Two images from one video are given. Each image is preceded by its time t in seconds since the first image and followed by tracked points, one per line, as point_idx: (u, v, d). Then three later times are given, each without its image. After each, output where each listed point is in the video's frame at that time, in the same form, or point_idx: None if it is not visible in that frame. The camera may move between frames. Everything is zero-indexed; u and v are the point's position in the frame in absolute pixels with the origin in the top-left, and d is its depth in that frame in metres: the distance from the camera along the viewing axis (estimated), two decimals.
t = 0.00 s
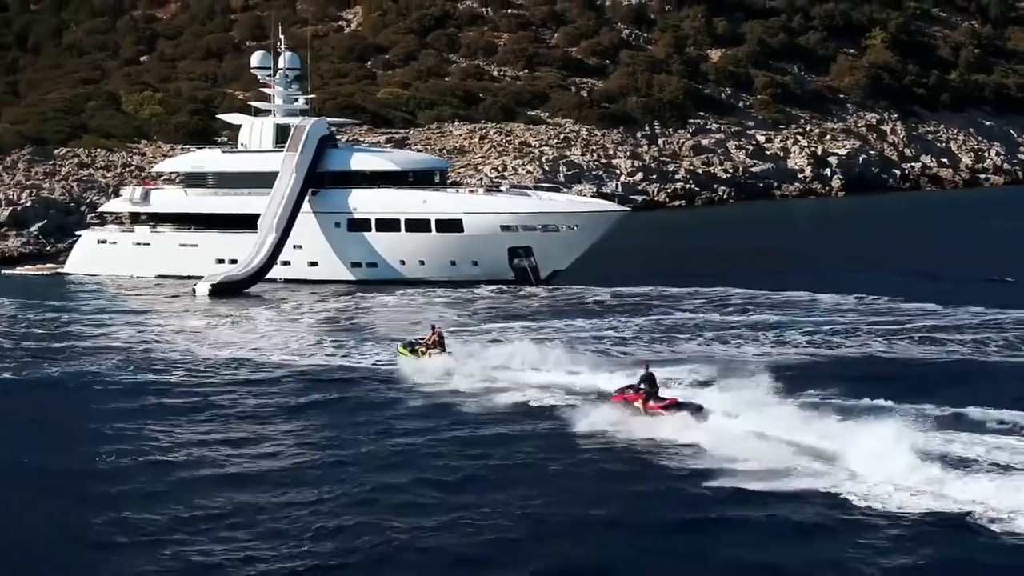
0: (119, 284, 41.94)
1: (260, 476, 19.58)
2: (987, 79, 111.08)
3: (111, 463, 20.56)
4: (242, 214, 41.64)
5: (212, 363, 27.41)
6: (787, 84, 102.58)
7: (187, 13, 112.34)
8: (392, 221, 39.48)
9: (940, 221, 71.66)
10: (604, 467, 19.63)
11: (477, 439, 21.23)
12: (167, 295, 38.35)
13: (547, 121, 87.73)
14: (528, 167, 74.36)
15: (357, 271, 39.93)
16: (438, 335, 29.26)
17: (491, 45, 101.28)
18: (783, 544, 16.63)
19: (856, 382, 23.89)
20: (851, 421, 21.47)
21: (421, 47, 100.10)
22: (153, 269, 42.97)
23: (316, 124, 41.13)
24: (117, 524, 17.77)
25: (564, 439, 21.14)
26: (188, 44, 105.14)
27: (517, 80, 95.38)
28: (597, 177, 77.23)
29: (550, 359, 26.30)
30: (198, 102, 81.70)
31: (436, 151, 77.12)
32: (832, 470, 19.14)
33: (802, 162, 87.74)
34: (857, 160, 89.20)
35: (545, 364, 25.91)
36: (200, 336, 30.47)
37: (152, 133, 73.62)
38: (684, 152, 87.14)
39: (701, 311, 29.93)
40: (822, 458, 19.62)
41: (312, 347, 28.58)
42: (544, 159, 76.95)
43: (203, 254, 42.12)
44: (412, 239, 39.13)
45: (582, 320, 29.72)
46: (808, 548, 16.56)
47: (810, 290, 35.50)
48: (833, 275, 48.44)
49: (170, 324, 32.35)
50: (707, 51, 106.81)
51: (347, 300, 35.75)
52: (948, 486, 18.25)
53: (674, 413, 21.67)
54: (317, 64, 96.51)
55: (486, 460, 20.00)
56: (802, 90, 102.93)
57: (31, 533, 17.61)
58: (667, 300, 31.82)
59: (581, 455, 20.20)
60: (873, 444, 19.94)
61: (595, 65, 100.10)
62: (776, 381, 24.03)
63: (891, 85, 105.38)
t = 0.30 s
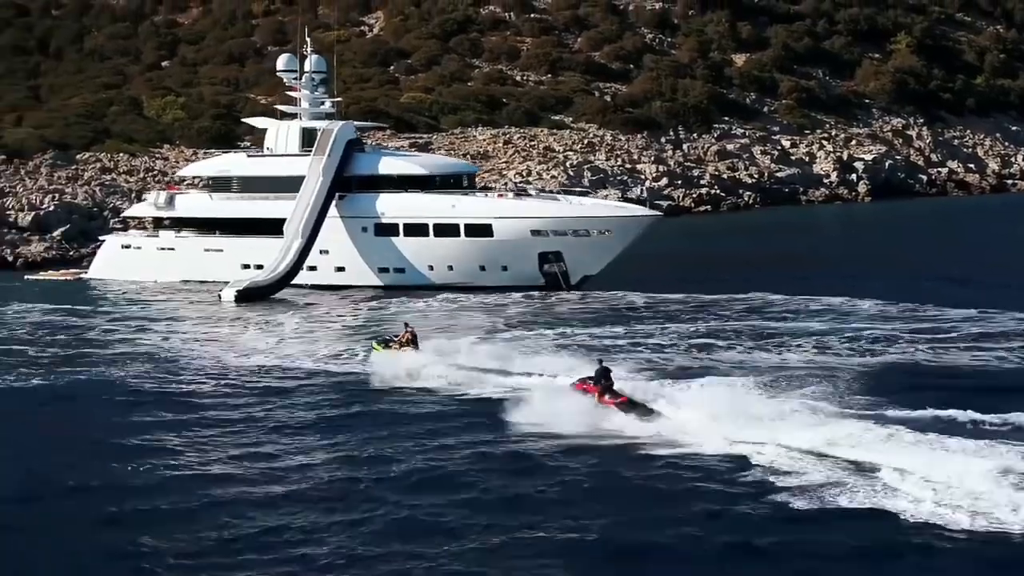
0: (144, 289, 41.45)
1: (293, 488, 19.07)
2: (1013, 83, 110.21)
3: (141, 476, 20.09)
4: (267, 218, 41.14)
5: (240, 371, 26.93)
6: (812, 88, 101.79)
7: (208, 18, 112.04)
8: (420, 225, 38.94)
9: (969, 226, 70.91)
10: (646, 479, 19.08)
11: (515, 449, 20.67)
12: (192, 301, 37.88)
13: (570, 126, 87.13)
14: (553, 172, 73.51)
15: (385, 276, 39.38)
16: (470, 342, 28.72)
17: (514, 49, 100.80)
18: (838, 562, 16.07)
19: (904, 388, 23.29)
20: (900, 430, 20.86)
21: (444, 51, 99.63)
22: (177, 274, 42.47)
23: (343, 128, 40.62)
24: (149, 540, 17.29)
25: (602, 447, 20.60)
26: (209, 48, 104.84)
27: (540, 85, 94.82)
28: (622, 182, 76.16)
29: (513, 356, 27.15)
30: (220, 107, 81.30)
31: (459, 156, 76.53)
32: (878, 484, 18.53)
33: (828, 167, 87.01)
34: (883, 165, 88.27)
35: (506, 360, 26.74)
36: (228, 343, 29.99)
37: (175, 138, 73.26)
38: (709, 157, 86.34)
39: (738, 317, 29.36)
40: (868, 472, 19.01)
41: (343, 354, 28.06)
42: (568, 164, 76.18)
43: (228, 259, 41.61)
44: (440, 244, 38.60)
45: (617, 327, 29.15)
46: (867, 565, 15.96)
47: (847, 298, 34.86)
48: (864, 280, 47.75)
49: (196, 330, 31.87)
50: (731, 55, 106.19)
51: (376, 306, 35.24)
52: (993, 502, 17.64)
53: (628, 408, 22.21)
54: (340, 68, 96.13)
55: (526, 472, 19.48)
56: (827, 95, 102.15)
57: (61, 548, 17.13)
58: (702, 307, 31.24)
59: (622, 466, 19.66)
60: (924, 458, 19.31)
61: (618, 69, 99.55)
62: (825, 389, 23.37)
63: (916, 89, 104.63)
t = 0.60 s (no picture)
0: (170, 296, 40.86)
1: (329, 500, 18.38)
2: None
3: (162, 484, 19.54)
4: (295, 224, 40.44)
5: (270, 380, 26.25)
6: (840, 93, 100.79)
7: (232, 23, 111.48)
8: (451, 231, 38.20)
9: (1000, 232, 69.88)
10: (696, 495, 18.34)
11: (555, 463, 19.97)
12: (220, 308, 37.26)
13: (597, 130, 86.29)
14: (580, 177, 72.53)
15: (414, 282, 38.57)
16: (504, 350, 28.01)
17: (540, 54, 100.03)
18: None
19: (960, 400, 22.45)
20: (960, 442, 20.03)
21: (469, 56, 98.92)
22: (202, 280, 41.82)
23: (372, 132, 39.91)
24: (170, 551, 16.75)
25: (651, 461, 19.85)
26: (232, 53, 104.36)
27: (565, 89, 94.01)
28: (650, 187, 74.92)
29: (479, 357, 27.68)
30: (244, 111, 80.64)
31: (484, 161, 75.69)
32: (943, 498, 17.69)
33: (857, 172, 86.02)
34: (912, 170, 87.13)
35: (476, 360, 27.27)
36: (260, 350, 29.32)
37: (199, 142, 72.61)
38: (737, 162, 85.29)
39: (780, 325, 28.69)
40: (931, 486, 18.17)
41: (373, 361, 27.41)
42: (595, 169, 75.24)
43: (255, 266, 40.94)
44: (471, 250, 37.86)
45: (656, 335, 28.41)
46: None
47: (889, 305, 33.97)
48: (900, 285, 46.81)
49: (225, 338, 31.20)
50: (758, 60, 105.28)
51: (407, 314, 34.56)
52: None
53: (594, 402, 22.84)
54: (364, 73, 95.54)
55: (571, 487, 18.79)
56: (855, 100, 101.15)
57: (80, 558, 16.62)
58: (743, 314, 30.50)
59: (671, 480, 18.94)
60: (990, 471, 18.47)
61: (644, 74, 98.73)
62: (881, 399, 22.59)
63: (945, 94, 103.59)
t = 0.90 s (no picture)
0: (190, 302, 40.16)
1: (359, 521, 17.72)
2: None
3: (162, 487, 19.60)
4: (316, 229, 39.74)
5: (294, 390, 25.53)
6: (863, 97, 99.91)
7: (250, 28, 111.02)
8: (475, 236, 37.51)
9: None
10: (741, 515, 17.65)
11: (592, 479, 19.27)
12: (241, 315, 36.56)
13: (618, 135, 85.59)
14: (602, 182, 71.70)
15: (438, 288, 37.89)
16: (533, 360, 27.33)
17: (560, 58, 99.34)
18: None
19: (1008, 413, 21.67)
20: (1012, 459, 19.24)
21: (489, 60, 98.29)
22: (222, 286, 41.12)
23: (395, 135, 39.22)
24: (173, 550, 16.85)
25: (692, 477, 19.14)
26: (251, 58, 103.91)
27: (586, 93, 93.30)
28: (672, 193, 74.06)
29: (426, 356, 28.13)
30: (263, 115, 80.07)
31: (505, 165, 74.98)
32: (1000, 520, 16.91)
33: (881, 177, 85.14)
34: (937, 175, 86.19)
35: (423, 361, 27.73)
36: (282, 359, 28.59)
37: (218, 147, 72.09)
38: (759, 166, 84.36)
39: (817, 335, 27.98)
40: (987, 507, 17.41)
41: (399, 372, 26.72)
42: (616, 174, 74.44)
43: (275, 271, 40.23)
44: (496, 255, 37.19)
45: (691, 344, 27.70)
46: None
47: (922, 311, 33.13)
48: (930, 289, 45.90)
49: (247, 346, 30.48)
50: (780, 64, 104.50)
51: (431, 321, 33.89)
52: None
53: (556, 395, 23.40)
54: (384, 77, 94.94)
55: (611, 506, 18.09)
56: (878, 104, 100.30)
57: (81, 560, 16.62)
58: (779, 323, 29.77)
59: (711, 499, 18.25)
60: None
61: (665, 78, 98.03)
62: (926, 411, 21.90)
63: (969, 97, 102.65)
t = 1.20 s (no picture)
0: (212, 311, 39.43)
1: (395, 546, 16.89)
2: None
3: (161, 488, 19.90)
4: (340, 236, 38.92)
5: (319, 403, 24.72)
6: (891, 102, 98.77)
7: (272, 33, 110.33)
8: (504, 242, 36.65)
9: None
10: (794, 537, 16.79)
11: (636, 498, 18.40)
12: (263, 323, 35.82)
13: (644, 141, 84.58)
14: (627, 187, 70.63)
15: (465, 296, 37.05)
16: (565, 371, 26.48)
17: (585, 63, 98.37)
18: None
19: None
20: None
21: (513, 65, 97.41)
22: (244, 294, 40.38)
23: (421, 139, 38.34)
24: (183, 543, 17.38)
25: (737, 495, 18.27)
26: (273, 63, 103.24)
27: (612, 99, 92.34)
28: (699, 199, 72.91)
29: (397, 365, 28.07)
30: (285, 121, 79.28)
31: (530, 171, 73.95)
32: None
33: (909, 183, 83.87)
34: (967, 181, 84.97)
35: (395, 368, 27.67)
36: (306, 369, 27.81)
37: (240, 152, 71.29)
38: (787, 172, 83.10)
39: (861, 348, 27.10)
40: None
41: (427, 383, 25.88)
42: (643, 180, 73.37)
43: (298, 279, 39.45)
44: (524, 262, 36.32)
45: (730, 358, 26.83)
46: None
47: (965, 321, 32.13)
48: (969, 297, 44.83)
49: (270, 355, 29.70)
50: (807, 69, 103.43)
51: (459, 331, 33.04)
52: None
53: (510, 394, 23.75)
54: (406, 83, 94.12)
55: (657, 528, 17.24)
56: (906, 109, 99.10)
57: (64, 559, 17.02)
58: (820, 336, 28.90)
59: (762, 519, 17.37)
60: None
61: (691, 84, 97.03)
62: (980, 428, 20.97)
63: (998, 103, 101.46)
